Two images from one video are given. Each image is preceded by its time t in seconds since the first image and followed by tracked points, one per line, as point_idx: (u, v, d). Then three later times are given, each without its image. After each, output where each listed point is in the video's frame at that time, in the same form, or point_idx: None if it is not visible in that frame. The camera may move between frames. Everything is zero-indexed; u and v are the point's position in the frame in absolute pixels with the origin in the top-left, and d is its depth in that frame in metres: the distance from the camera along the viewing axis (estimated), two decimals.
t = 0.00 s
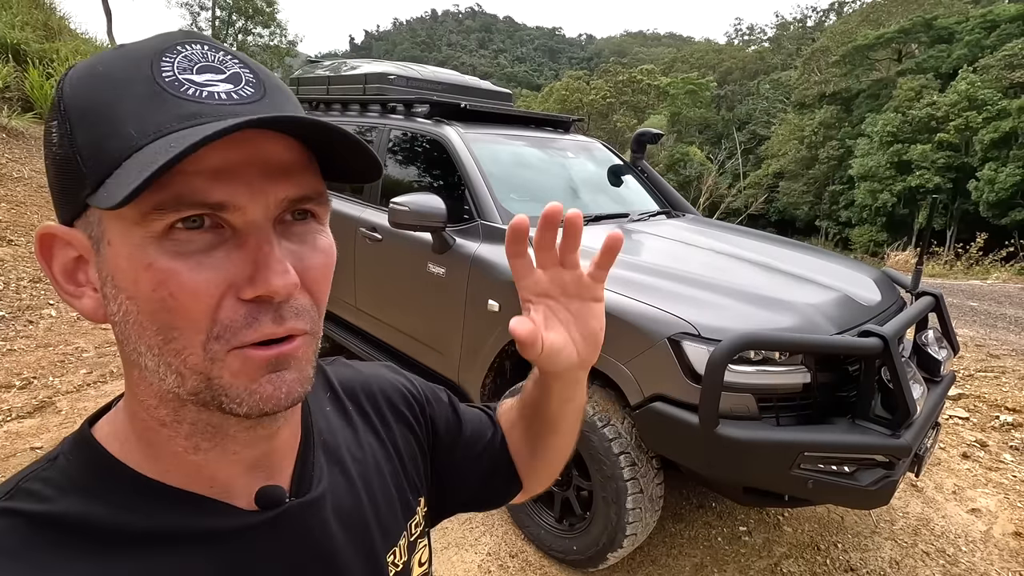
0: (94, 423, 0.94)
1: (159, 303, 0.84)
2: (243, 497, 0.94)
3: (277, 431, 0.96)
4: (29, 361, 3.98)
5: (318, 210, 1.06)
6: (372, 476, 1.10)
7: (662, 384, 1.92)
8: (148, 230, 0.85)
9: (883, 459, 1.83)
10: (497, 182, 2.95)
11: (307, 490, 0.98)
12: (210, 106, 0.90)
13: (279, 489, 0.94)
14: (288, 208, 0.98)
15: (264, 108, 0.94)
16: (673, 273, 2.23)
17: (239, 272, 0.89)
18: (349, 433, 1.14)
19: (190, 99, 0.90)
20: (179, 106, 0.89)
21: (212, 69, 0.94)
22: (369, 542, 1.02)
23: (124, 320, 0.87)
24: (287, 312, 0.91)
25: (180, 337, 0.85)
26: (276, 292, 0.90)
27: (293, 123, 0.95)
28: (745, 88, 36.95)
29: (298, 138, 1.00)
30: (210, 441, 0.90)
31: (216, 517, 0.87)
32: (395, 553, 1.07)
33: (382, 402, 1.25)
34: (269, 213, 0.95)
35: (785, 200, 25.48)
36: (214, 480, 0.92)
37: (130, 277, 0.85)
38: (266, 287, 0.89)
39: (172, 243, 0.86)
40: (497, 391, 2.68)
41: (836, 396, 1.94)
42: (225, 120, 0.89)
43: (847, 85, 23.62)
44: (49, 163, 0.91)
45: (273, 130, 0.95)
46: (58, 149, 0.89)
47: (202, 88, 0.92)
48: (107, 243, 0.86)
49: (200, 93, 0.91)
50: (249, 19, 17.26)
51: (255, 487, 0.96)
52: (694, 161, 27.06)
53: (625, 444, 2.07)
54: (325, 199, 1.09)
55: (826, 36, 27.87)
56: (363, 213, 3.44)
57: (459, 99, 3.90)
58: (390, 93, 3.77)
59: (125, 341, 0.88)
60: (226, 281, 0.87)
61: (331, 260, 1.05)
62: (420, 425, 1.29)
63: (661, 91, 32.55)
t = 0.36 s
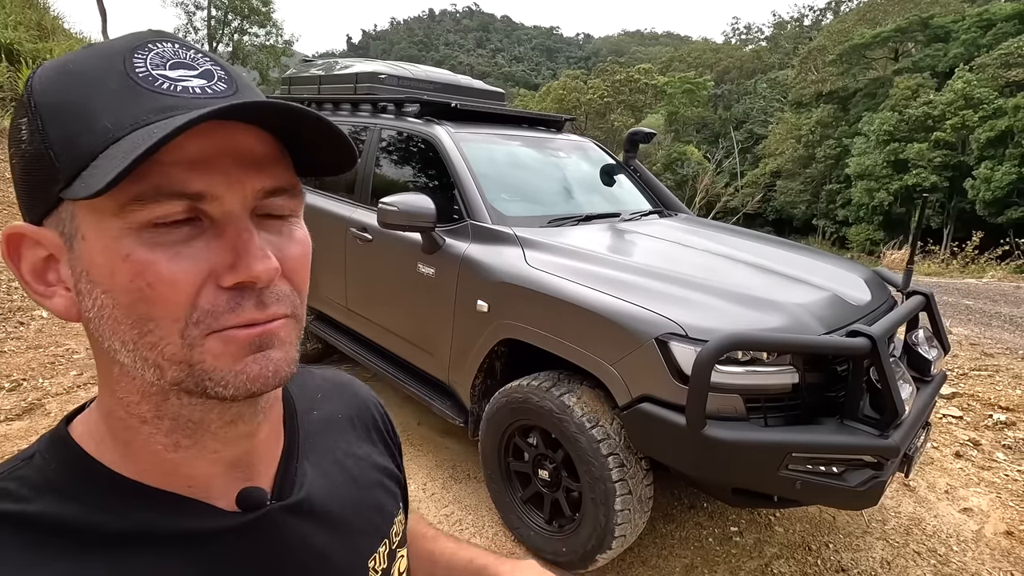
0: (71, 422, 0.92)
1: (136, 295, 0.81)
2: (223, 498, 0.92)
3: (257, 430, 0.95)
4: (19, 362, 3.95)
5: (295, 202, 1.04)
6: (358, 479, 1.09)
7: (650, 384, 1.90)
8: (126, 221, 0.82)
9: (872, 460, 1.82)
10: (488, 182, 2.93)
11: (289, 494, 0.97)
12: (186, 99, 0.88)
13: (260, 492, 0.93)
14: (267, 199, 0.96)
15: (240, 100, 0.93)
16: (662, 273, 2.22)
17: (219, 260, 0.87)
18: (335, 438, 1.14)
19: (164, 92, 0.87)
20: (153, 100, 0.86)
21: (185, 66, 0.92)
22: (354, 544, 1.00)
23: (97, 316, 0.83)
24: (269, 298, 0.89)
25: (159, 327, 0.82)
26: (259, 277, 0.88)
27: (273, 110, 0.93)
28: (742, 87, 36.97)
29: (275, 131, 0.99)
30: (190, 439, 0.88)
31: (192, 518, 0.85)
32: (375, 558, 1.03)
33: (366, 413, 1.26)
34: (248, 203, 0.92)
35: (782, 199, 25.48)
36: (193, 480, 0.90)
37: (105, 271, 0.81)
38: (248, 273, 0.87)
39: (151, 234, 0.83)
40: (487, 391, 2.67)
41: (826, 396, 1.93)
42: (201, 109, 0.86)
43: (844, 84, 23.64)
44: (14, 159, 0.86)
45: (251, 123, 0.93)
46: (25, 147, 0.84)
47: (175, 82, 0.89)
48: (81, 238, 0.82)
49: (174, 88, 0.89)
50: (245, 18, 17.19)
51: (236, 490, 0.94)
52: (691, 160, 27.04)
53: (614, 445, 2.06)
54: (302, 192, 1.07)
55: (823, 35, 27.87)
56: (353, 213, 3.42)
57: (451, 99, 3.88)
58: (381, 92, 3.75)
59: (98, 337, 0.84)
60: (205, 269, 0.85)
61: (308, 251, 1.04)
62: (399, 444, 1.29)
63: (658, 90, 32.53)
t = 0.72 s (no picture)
0: (49, 421, 0.84)
1: (234, 284, 0.79)
2: (212, 489, 0.90)
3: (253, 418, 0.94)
4: (16, 363, 3.93)
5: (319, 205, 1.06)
6: (339, 473, 1.08)
7: (646, 387, 1.88)
8: (231, 214, 0.79)
9: (871, 464, 1.79)
10: (484, 183, 2.91)
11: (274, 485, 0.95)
12: (281, 118, 0.91)
13: (249, 482, 0.91)
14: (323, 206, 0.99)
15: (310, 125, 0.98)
16: (659, 274, 2.20)
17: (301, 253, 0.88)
18: (313, 434, 1.12)
19: (264, 108, 0.88)
20: (261, 114, 0.87)
21: (259, 84, 0.92)
22: (337, 536, 0.99)
23: (172, 308, 0.77)
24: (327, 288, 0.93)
25: (248, 313, 0.80)
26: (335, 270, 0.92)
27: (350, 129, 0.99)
28: (744, 88, 36.90)
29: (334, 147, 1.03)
30: (201, 427, 0.87)
31: (185, 510, 0.83)
32: (355, 547, 1.01)
33: (335, 410, 1.24)
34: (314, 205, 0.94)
35: (785, 200, 25.37)
36: (190, 471, 0.88)
37: (204, 263, 0.77)
38: (328, 265, 0.90)
39: (247, 229, 0.82)
40: (484, 393, 2.64)
41: (825, 399, 1.91)
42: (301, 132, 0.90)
43: (847, 85, 23.56)
44: (70, 141, 0.73)
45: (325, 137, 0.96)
46: (99, 132, 0.73)
47: (263, 99, 0.90)
48: (165, 228, 0.75)
49: (267, 105, 0.90)
50: (247, 20, 17.21)
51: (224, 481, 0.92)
52: (693, 161, 26.96)
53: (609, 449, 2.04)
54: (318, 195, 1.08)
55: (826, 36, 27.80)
56: (351, 214, 3.41)
57: (449, 99, 3.87)
58: (379, 93, 3.74)
59: (161, 328, 0.77)
60: (291, 260, 0.85)
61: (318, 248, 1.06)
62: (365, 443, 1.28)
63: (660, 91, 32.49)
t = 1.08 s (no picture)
0: (6, 422, 0.85)
1: (130, 276, 0.76)
2: (178, 492, 0.90)
3: (220, 419, 0.93)
4: (22, 364, 3.95)
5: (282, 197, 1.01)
6: (313, 474, 1.09)
7: (646, 390, 1.85)
8: (127, 201, 0.76)
9: (875, 469, 1.76)
10: (485, 184, 2.90)
11: (246, 486, 0.96)
12: (199, 92, 0.85)
13: (220, 485, 0.91)
14: (267, 192, 0.94)
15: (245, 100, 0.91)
16: (662, 276, 2.17)
17: (218, 245, 0.83)
18: (287, 435, 1.13)
19: (178, 84, 0.84)
20: (172, 91, 0.82)
21: (191, 60, 0.89)
22: (311, 535, 1.00)
23: (79, 300, 0.76)
24: (260, 286, 0.86)
25: (150, 309, 0.77)
26: (259, 264, 0.86)
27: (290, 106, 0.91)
28: (750, 91, 36.80)
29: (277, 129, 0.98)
30: (156, 429, 0.85)
31: (148, 514, 0.83)
32: (333, 549, 1.03)
33: (311, 413, 1.25)
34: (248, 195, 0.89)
35: (791, 203, 25.26)
36: (153, 474, 0.87)
37: (99, 252, 0.75)
38: (248, 259, 0.85)
39: (150, 217, 0.78)
40: (484, 395, 2.62)
41: (828, 402, 1.88)
42: (214, 104, 0.84)
43: (854, 88, 23.45)
44: None
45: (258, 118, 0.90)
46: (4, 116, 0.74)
47: (186, 75, 0.86)
48: (69, 217, 0.75)
49: (187, 80, 0.85)
50: (255, 24, 17.32)
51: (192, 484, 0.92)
52: (699, 164, 26.88)
53: (609, 452, 2.02)
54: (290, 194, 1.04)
55: (832, 39, 27.69)
56: (353, 215, 3.41)
57: (451, 101, 3.86)
58: (381, 95, 3.74)
59: (76, 321, 0.77)
60: (204, 253, 0.81)
61: (288, 245, 1.01)
62: (342, 444, 1.29)
63: (666, 94, 32.44)
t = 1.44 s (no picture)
0: None
1: (22, 263, 0.74)
2: (120, 489, 0.89)
3: (160, 416, 0.90)
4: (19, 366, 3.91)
5: (213, 177, 0.98)
6: (266, 467, 1.09)
7: (642, 390, 1.83)
8: (17, 181, 0.75)
9: (875, 471, 1.74)
10: (482, 183, 2.88)
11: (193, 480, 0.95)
12: (100, 59, 0.79)
13: (164, 481, 0.90)
14: (182, 174, 0.91)
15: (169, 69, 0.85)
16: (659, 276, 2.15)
17: (122, 234, 0.80)
18: (243, 431, 1.13)
19: (76, 51, 0.78)
20: (62, 56, 0.77)
21: (104, 27, 0.83)
22: (261, 531, 0.99)
23: None
24: (174, 280, 0.83)
25: (47, 301, 0.75)
26: (164, 254, 0.82)
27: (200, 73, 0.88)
28: (752, 93, 36.79)
29: (202, 107, 0.95)
30: (82, 427, 0.83)
31: (88, 511, 0.82)
32: (291, 549, 1.03)
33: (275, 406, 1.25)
34: (159, 174, 0.87)
35: (794, 205, 25.21)
36: (87, 471, 0.85)
37: None
38: (153, 249, 0.81)
39: (44, 199, 0.76)
40: (480, 397, 2.61)
41: (827, 403, 1.85)
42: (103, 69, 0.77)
43: (856, 90, 23.41)
44: None
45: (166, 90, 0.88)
46: None
47: (91, 42, 0.80)
48: None
49: (89, 47, 0.80)
50: (257, 27, 17.36)
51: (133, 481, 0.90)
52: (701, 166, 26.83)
53: (605, 453, 1.99)
54: (225, 171, 1.03)
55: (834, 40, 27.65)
56: (349, 215, 3.39)
57: (449, 100, 3.85)
58: (378, 94, 3.73)
59: None
60: (104, 241, 0.78)
61: (226, 238, 0.99)
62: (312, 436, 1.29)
63: (668, 96, 32.41)
